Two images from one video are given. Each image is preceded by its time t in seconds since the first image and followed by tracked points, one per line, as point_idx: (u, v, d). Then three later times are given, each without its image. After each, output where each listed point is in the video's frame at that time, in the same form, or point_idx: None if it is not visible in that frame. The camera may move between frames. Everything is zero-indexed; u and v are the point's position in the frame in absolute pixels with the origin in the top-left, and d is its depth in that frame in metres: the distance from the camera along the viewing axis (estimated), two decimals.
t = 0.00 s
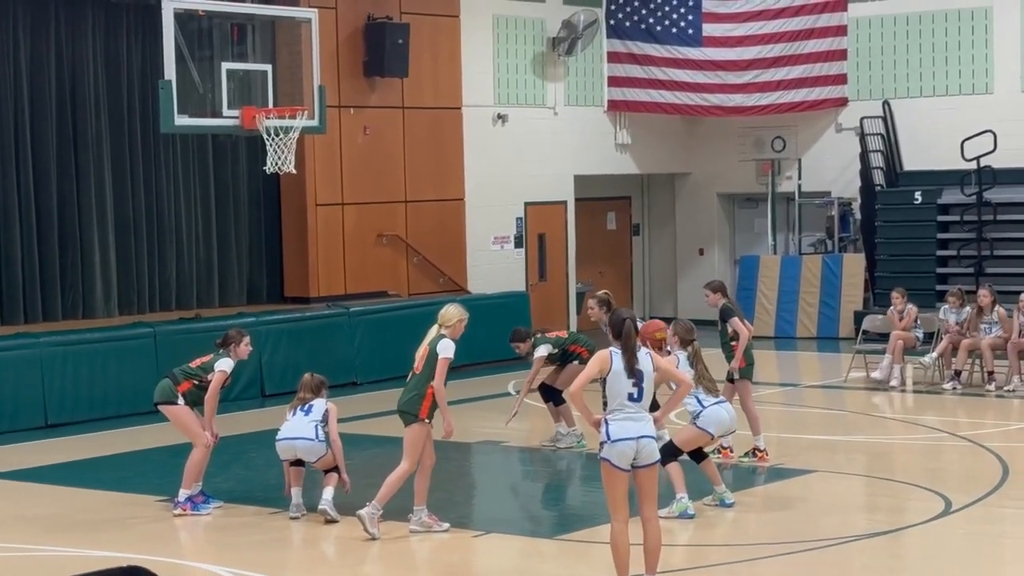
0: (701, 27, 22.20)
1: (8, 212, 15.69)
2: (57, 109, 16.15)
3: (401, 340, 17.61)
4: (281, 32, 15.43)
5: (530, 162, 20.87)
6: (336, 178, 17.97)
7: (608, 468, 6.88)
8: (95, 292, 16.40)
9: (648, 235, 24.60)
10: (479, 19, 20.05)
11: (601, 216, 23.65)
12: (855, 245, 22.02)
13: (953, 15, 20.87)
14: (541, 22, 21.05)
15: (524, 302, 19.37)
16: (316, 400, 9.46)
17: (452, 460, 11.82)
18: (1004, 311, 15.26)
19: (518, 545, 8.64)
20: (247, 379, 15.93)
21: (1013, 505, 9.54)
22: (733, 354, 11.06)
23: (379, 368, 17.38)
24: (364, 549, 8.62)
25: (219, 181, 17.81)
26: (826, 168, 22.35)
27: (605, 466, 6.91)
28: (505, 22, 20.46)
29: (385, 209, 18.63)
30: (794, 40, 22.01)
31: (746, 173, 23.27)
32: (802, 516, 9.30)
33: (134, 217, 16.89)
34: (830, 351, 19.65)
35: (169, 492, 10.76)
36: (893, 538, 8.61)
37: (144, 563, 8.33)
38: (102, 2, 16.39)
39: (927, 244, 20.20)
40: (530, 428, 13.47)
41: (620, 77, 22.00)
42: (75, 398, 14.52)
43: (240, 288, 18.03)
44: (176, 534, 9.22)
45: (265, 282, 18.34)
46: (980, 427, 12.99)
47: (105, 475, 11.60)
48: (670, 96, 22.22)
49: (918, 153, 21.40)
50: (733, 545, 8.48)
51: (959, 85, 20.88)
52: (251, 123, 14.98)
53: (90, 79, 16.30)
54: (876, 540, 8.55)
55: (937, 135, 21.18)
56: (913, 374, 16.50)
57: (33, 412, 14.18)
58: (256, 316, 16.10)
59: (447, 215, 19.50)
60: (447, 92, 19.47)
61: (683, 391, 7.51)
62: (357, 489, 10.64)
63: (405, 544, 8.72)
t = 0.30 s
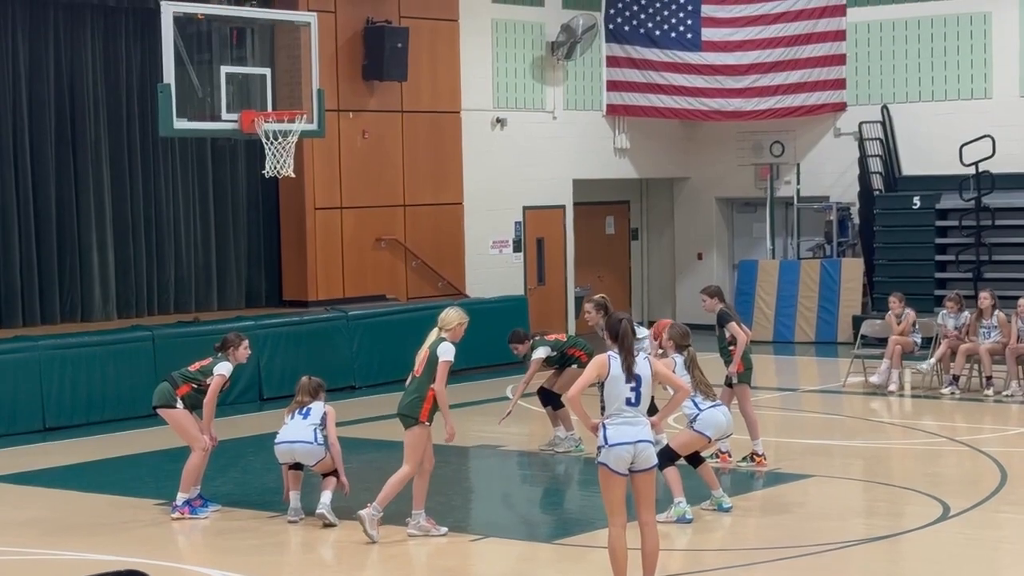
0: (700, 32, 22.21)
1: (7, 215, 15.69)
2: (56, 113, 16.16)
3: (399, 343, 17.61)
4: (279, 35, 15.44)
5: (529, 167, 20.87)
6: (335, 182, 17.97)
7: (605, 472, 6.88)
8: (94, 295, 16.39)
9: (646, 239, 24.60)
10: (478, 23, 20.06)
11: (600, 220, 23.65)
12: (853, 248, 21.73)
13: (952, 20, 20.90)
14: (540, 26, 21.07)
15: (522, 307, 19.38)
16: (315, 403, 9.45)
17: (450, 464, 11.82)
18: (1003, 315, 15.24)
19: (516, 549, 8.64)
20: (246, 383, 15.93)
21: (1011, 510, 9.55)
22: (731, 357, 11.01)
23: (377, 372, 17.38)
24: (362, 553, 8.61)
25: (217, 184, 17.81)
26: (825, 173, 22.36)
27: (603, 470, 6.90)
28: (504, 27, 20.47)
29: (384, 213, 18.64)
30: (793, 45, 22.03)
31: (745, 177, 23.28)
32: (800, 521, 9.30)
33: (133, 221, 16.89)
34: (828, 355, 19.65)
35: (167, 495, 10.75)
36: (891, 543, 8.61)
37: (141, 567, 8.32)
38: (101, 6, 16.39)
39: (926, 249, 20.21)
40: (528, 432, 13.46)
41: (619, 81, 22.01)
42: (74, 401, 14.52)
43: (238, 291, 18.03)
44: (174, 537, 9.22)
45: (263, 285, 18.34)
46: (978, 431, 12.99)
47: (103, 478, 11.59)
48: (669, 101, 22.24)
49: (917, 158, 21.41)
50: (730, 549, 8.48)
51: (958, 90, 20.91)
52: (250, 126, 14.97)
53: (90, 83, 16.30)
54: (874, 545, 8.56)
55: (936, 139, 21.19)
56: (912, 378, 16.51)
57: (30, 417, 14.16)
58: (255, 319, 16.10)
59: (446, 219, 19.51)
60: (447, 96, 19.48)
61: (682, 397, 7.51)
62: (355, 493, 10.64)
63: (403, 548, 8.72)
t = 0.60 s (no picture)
0: (700, 36, 22.23)
1: (7, 219, 15.70)
2: (56, 116, 16.16)
3: (398, 347, 17.61)
4: (279, 39, 15.44)
5: (528, 171, 20.87)
6: (335, 186, 17.98)
7: (604, 476, 6.87)
8: (93, 299, 16.38)
9: (646, 243, 24.60)
10: (477, 27, 20.06)
11: (599, 225, 23.65)
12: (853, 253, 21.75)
13: (952, 24, 20.92)
14: (540, 30, 21.08)
15: (522, 310, 19.37)
16: (313, 406, 9.45)
17: (449, 468, 11.81)
18: (1002, 320, 15.23)
19: (515, 553, 8.63)
20: (245, 387, 15.92)
21: (1010, 515, 9.54)
22: (730, 362, 10.99)
23: (376, 376, 17.37)
24: (360, 556, 8.60)
25: (217, 188, 17.81)
26: (825, 178, 22.35)
27: (603, 474, 6.89)
28: (504, 30, 20.48)
29: (384, 216, 18.64)
30: (793, 49, 22.05)
31: (745, 182, 23.29)
32: (799, 525, 9.29)
33: (133, 224, 16.89)
34: (828, 360, 19.63)
35: (166, 499, 10.74)
36: (890, 547, 8.60)
37: (140, 570, 8.31)
38: (101, 9, 16.39)
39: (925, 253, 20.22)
40: (527, 437, 13.44)
41: (618, 85, 22.02)
42: (73, 404, 14.50)
43: (238, 295, 18.02)
44: (173, 541, 9.20)
45: (263, 289, 18.33)
46: (978, 436, 12.98)
47: (102, 482, 11.58)
48: (668, 105, 22.26)
49: (917, 163, 21.41)
50: (729, 553, 8.47)
51: (958, 95, 20.92)
52: (250, 129, 14.96)
53: (89, 87, 16.31)
54: (873, 549, 8.55)
55: (935, 144, 21.21)
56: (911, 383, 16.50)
57: (29, 420, 14.14)
58: (254, 323, 16.10)
59: (446, 223, 19.51)
60: (447, 99, 19.49)
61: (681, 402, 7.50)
62: (354, 497, 10.62)
63: (401, 552, 8.70)
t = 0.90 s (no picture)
0: (700, 41, 22.27)
1: (7, 222, 15.71)
2: (55, 120, 16.17)
3: (398, 351, 17.60)
4: (279, 43, 15.44)
5: (528, 175, 20.88)
6: (335, 190, 17.98)
7: (604, 480, 6.86)
8: (93, 302, 16.38)
9: (646, 247, 24.59)
10: (477, 31, 20.07)
11: (599, 229, 23.65)
12: (852, 258, 21.82)
13: (951, 29, 20.92)
14: (540, 34, 21.10)
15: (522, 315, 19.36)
16: (313, 409, 9.42)
17: (449, 472, 11.80)
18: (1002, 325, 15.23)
19: (515, 557, 8.63)
20: (245, 391, 15.91)
21: (1011, 520, 9.53)
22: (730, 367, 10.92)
23: (376, 380, 17.36)
24: (361, 560, 8.60)
25: (216, 192, 17.82)
26: (825, 182, 22.35)
27: (603, 478, 6.88)
28: (504, 35, 20.49)
29: (384, 221, 18.64)
30: (792, 54, 22.06)
31: (744, 186, 23.30)
32: (799, 530, 9.29)
33: (133, 228, 16.90)
34: (827, 364, 19.64)
35: (166, 503, 10.73)
36: (889, 552, 8.60)
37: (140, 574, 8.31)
38: (101, 13, 16.40)
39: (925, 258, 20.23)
40: (527, 441, 13.45)
41: (619, 90, 22.00)
42: (72, 408, 14.50)
43: (238, 299, 18.01)
44: (173, 545, 9.20)
45: (263, 293, 18.33)
46: (978, 441, 12.98)
47: (102, 485, 11.58)
48: (668, 109, 22.27)
49: (916, 167, 21.42)
50: (729, 558, 8.47)
51: (958, 100, 20.94)
52: (249, 134, 14.97)
53: (89, 90, 16.32)
54: (873, 554, 8.55)
55: (934, 148, 21.23)
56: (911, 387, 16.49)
57: (29, 423, 14.13)
58: (255, 327, 16.11)
59: (446, 227, 19.52)
60: (447, 103, 19.50)
61: (682, 406, 7.49)
62: (354, 502, 10.62)
63: (400, 557, 8.70)
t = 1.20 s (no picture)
0: (702, 45, 22.26)
1: (8, 226, 15.71)
2: (57, 124, 16.18)
3: (399, 356, 17.59)
4: (281, 47, 15.44)
5: (529, 180, 20.88)
6: (336, 195, 17.97)
7: (605, 485, 6.86)
8: (95, 306, 16.38)
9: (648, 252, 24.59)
10: (478, 35, 20.07)
11: (601, 233, 23.65)
12: (853, 262, 21.85)
13: (953, 34, 20.92)
14: (542, 38, 21.11)
15: (523, 319, 19.34)
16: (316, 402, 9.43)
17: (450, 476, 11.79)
18: (1003, 330, 15.22)
19: (516, 562, 8.61)
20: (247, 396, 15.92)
21: (1013, 524, 9.52)
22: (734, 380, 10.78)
23: (377, 384, 17.35)
24: (362, 565, 8.58)
25: (218, 196, 17.82)
26: (826, 187, 22.36)
27: (604, 483, 6.88)
28: (506, 39, 20.49)
29: (385, 225, 18.64)
30: (794, 59, 22.05)
31: (746, 191, 23.30)
32: (801, 534, 9.28)
33: (134, 233, 16.89)
34: (829, 369, 19.63)
35: (167, 507, 10.72)
36: (891, 557, 8.59)
37: None
38: (102, 17, 16.41)
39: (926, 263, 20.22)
40: (529, 445, 13.43)
41: (620, 94, 21.99)
42: (74, 412, 14.50)
43: (239, 303, 18.00)
44: (174, 549, 9.18)
45: (264, 297, 18.34)
46: (979, 445, 12.97)
47: (104, 490, 11.57)
48: (670, 114, 22.27)
49: (918, 172, 21.42)
50: (731, 562, 8.45)
51: (959, 104, 20.94)
52: (251, 138, 14.97)
53: (91, 93, 16.32)
54: (875, 559, 8.53)
55: (936, 153, 21.21)
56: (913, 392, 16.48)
57: (30, 427, 14.14)
58: (256, 331, 16.09)
59: (448, 232, 19.51)
60: (448, 107, 19.51)
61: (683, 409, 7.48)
62: (355, 506, 10.61)
63: (402, 561, 8.69)
